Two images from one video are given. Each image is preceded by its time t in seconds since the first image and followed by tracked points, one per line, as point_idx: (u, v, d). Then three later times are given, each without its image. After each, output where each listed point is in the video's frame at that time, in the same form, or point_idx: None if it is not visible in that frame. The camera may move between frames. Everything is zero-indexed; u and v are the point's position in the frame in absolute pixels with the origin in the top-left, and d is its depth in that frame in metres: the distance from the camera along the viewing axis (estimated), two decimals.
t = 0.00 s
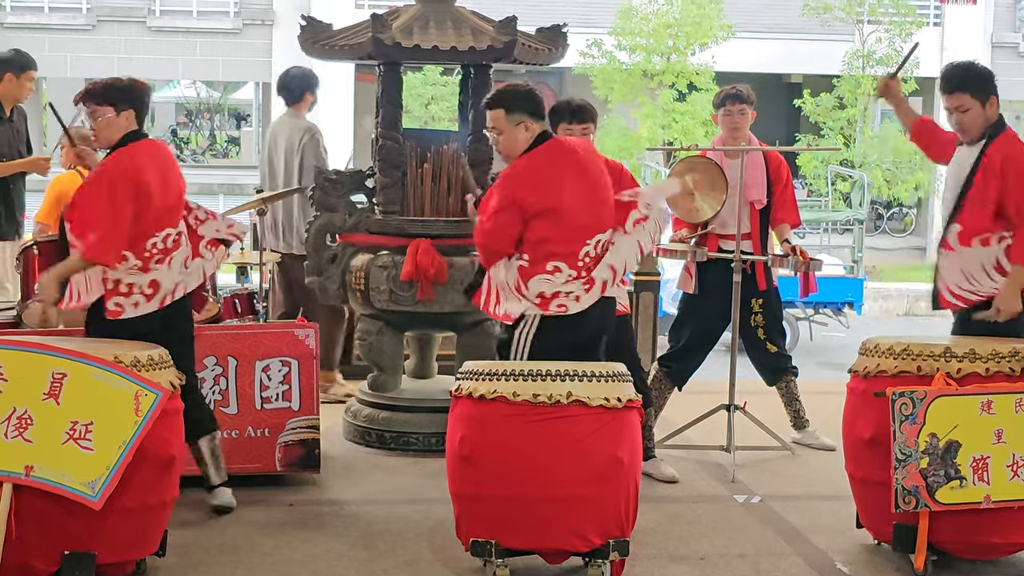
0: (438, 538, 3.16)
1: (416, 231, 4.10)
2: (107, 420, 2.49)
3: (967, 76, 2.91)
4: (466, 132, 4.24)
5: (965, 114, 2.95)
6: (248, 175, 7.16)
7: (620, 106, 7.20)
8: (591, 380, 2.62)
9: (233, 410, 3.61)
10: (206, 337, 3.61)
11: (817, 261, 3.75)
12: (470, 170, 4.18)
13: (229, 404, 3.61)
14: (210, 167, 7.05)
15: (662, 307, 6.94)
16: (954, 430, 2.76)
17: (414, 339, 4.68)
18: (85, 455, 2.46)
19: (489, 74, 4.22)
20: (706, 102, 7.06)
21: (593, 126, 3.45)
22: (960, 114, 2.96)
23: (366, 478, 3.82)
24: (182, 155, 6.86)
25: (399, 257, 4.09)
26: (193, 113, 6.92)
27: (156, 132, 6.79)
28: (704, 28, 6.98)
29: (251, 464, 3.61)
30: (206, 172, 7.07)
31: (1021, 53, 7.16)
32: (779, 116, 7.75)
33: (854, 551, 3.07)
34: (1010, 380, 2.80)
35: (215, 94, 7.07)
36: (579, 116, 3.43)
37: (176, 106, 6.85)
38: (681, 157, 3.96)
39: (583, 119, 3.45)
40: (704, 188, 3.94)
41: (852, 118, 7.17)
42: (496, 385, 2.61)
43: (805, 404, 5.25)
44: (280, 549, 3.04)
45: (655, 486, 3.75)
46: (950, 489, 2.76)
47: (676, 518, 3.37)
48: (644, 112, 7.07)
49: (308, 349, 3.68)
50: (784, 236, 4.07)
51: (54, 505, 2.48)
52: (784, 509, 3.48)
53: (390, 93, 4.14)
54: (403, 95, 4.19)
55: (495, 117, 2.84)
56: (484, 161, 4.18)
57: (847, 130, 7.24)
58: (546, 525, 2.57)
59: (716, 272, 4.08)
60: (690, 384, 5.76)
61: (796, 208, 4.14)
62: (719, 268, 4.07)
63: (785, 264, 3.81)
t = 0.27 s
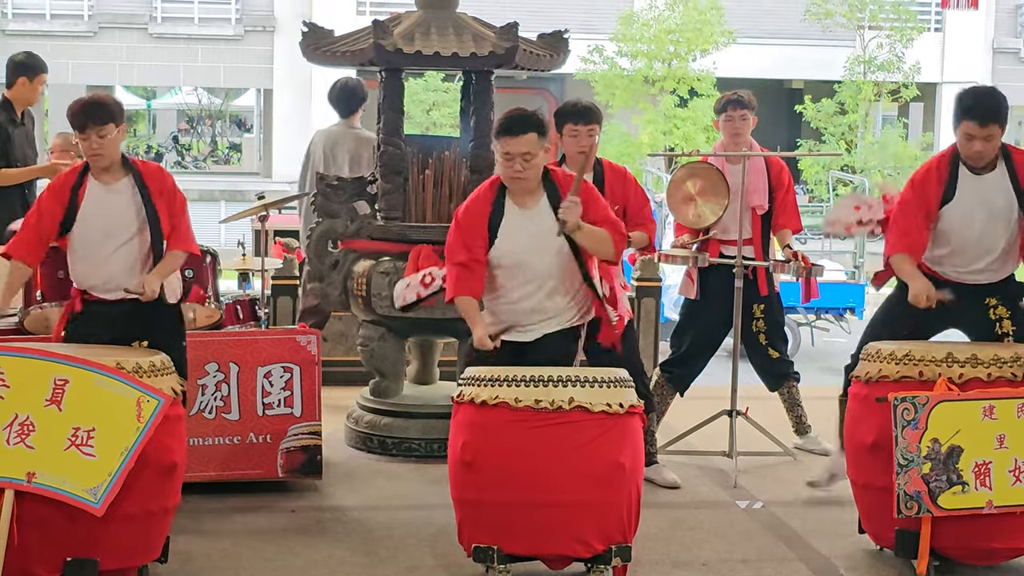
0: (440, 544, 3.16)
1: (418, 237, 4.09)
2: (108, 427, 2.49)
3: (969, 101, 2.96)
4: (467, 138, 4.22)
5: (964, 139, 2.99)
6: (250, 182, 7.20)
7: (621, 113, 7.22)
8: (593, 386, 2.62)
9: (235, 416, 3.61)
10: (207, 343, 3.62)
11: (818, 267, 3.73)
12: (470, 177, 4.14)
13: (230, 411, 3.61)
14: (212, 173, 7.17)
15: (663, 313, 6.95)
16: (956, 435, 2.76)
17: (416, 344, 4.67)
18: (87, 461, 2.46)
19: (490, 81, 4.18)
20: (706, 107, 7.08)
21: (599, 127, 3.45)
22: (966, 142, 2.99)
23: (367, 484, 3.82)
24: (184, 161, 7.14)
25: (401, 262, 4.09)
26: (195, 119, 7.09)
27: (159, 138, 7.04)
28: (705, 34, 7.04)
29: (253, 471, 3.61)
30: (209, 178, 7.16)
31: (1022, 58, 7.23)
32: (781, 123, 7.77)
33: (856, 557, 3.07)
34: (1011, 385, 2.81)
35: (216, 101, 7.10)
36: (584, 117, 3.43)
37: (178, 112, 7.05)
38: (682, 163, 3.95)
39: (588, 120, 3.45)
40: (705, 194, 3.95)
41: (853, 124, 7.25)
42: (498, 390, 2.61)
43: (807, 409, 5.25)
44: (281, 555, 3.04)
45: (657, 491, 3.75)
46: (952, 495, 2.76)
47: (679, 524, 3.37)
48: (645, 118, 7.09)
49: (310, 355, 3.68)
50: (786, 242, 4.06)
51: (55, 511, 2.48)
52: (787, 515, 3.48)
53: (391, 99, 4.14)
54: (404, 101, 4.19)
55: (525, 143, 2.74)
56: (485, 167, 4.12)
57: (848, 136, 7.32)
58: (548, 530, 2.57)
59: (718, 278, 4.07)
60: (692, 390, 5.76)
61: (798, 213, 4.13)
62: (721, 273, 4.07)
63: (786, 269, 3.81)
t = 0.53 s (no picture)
0: (439, 548, 3.16)
1: (417, 241, 4.07)
2: (107, 431, 2.48)
3: (944, 112, 2.91)
4: (467, 141, 4.23)
5: (940, 150, 2.93)
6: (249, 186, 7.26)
7: (620, 116, 7.21)
8: (592, 390, 2.61)
9: (234, 420, 3.61)
10: (208, 347, 3.61)
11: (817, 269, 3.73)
12: (468, 181, 4.17)
13: (229, 415, 3.60)
14: (212, 177, 7.30)
15: (663, 316, 6.95)
16: (956, 438, 2.76)
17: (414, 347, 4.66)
18: (86, 465, 2.46)
19: (489, 84, 4.17)
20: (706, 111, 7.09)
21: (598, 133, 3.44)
22: (945, 151, 2.92)
23: (366, 488, 3.82)
24: (184, 166, 7.23)
25: (400, 266, 4.09)
26: (194, 124, 7.14)
27: (158, 142, 7.13)
28: (704, 37, 7.02)
29: (252, 474, 3.61)
30: (208, 182, 7.29)
31: (1021, 62, 7.20)
32: (780, 126, 7.77)
33: (856, 560, 3.06)
34: (1011, 389, 2.81)
35: (216, 104, 7.08)
36: (584, 122, 3.42)
37: (177, 116, 7.09)
38: (682, 166, 3.95)
39: (588, 126, 3.44)
40: (704, 198, 3.95)
41: (852, 128, 7.16)
42: (497, 394, 2.61)
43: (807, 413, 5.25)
44: (280, 559, 3.04)
45: (656, 495, 3.75)
46: (951, 498, 2.76)
47: (679, 528, 3.36)
48: (644, 121, 7.08)
49: (309, 359, 3.67)
50: (785, 245, 4.07)
51: (55, 515, 2.48)
52: (786, 518, 3.49)
53: (391, 103, 4.13)
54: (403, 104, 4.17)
55: (528, 149, 2.79)
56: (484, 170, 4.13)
57: (847, 140, 7.23)
58: (548, 534, 2.57)
59: (717, 282, 4.07)
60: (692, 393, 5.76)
61: (796, 217, 4.14)
62: (720, 277, 4.07)
63: (785, 273, 3.80)
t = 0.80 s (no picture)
0: (437, 548, 3.16)
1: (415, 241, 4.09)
2: (105, 431, 2.48)
3: (897, 108, 3.01)
4: (466, 141, 4.22)
5: (900, 146, 3.02)
6: (247, 186, 7.23)
7: (618, 116, 7.21)
8: (590, 390, 2.61)
9: (232, 420, 3.61)
10: (207, 347, 3.60)
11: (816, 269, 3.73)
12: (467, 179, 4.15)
13: (227, 415, 3.60)
14: (210, 178, 7.29)
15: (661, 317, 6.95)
16: (954, 438, 2.75)
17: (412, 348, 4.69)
18: (83, 465, 2.45)
19: (488, 85, 4.17)
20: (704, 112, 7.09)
21: (594, 135, 3.41)
22: (904, 147, 3.01)
23: (364, 488, 3.82)
24: (182, 166, 7.24)
25: (398, 266, 4.11)
26: (193, 124, 7.15)
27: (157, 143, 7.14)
28: (702, 38, 7.02)
29: (250, 475, 3.61)
30: (206, 183, 7.29)
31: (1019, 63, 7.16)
32: (778, 127, 7.78)
33: (854, 561, 3.06)
34: (1009, 389, 2.81)
35: (214, 105, 7.09)
36: (580, 124, 3.39)
37: (175, 117, 7.10)
38: (680, 167, 3.95)
39: (585, 128, 3.42)
40: (702, 198, 3.95)
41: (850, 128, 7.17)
42: (495, 394, 2.61)
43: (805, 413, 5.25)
44: (278, 560, 3.03)
45: (654, 495, 3.75)
46: (950, 498, 2.76)
47: (677, 528, 3.36)
48: (643, 122, 7.08)
49: (307, 359, 3.66)
50: (783, 245, 4.04)
51: (52, 516, 2.47)
52: (783, 518, 3.48)
53: (389, 103, 4.12)
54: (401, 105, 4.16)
55: (518, 152, 2.83)
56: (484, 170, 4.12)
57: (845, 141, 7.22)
58: (546, 534, 2.57)
59: (716, 282, 4.07)
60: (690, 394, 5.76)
61: (795, 217, 4.13)
62: (718, 277, 4.07)
63: (785, 273, 3.80)
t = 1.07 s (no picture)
0: (436, 547, 3.15)
1: (412, 240, 4.08)
2: (102, 430, 2.47)
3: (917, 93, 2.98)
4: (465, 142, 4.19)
5: (922, 128, 2.98)
6: (245, 185, 7.29)
7: (617, 115, 7.21)
8: (588, 389, 2.61)
9: (230, 419, 3.60)
10: (204, 346, 3.60)
11: (813, 269, 3.75)
12: (466, 179, 4.13)
13: (225, 414, 3.60)
14: (209, 176, 7.26)
15: (659, 316, 6.96)
16: (952, 438, 2.76)
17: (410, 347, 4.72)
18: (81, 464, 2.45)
19: (486, 84, 4.16)
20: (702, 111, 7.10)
21: (592, 139, 3.41)
22: (926, 128, 2.97)
23: (362, 487, 3.81)
24: (181, 165, 7.19)
25: (396, 265, 4.10)
26: (192, 123, 7.11)
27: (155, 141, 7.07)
28: (701, 38, 7.04)
29: (247, 473, 3.60)
30: (204, 181, 7.25)
31: (1018, 62, 7.10)
32: (777, 127, 7.79)
33: (852, 561, 3.06)
34: (1007, 389, 2.81)
35: (213, 103, 7.09)
36: (578, 129, 3.39)
37: (174, 116, 7.06)
38: (678, 167, 3.95)
39: (581, 133, 3.41)
40: (701, 198, 3.95)
41: (849, 128, 7.26)
42: (493, 394, 2.60)
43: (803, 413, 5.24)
44: (276, 559, 3.03)
45: (652, 495, 3.75)
46: (948, 498, 2.76)
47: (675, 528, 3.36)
48: (642, 121, 7.09)
49: (305, 357, 3.66)
50: (783, 245, 4.07)
51: (50, 514, 2.47)
52: (782, 518, 3.48)
53: (388, 103, 4.12)
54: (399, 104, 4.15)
55: (529, 157, 2.76)
56: (482, 170, 4.12)
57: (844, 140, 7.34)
58: (544, 533, 2.57)
59: (714, 280, 4.07)
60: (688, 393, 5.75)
61: (793, 216, 4.14)
62: (715, 276, 4.07)
63: (783, 273, 3.81)
